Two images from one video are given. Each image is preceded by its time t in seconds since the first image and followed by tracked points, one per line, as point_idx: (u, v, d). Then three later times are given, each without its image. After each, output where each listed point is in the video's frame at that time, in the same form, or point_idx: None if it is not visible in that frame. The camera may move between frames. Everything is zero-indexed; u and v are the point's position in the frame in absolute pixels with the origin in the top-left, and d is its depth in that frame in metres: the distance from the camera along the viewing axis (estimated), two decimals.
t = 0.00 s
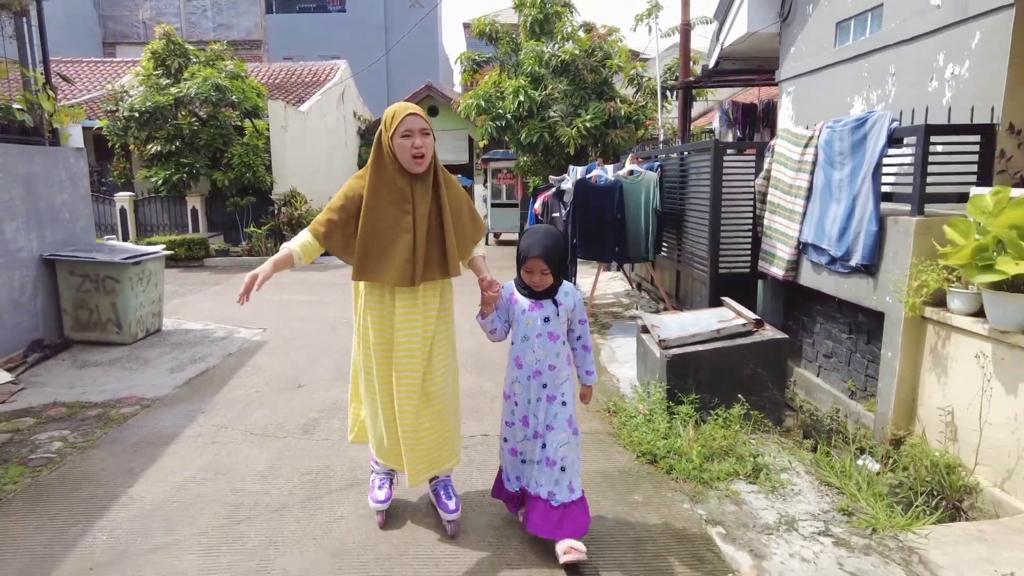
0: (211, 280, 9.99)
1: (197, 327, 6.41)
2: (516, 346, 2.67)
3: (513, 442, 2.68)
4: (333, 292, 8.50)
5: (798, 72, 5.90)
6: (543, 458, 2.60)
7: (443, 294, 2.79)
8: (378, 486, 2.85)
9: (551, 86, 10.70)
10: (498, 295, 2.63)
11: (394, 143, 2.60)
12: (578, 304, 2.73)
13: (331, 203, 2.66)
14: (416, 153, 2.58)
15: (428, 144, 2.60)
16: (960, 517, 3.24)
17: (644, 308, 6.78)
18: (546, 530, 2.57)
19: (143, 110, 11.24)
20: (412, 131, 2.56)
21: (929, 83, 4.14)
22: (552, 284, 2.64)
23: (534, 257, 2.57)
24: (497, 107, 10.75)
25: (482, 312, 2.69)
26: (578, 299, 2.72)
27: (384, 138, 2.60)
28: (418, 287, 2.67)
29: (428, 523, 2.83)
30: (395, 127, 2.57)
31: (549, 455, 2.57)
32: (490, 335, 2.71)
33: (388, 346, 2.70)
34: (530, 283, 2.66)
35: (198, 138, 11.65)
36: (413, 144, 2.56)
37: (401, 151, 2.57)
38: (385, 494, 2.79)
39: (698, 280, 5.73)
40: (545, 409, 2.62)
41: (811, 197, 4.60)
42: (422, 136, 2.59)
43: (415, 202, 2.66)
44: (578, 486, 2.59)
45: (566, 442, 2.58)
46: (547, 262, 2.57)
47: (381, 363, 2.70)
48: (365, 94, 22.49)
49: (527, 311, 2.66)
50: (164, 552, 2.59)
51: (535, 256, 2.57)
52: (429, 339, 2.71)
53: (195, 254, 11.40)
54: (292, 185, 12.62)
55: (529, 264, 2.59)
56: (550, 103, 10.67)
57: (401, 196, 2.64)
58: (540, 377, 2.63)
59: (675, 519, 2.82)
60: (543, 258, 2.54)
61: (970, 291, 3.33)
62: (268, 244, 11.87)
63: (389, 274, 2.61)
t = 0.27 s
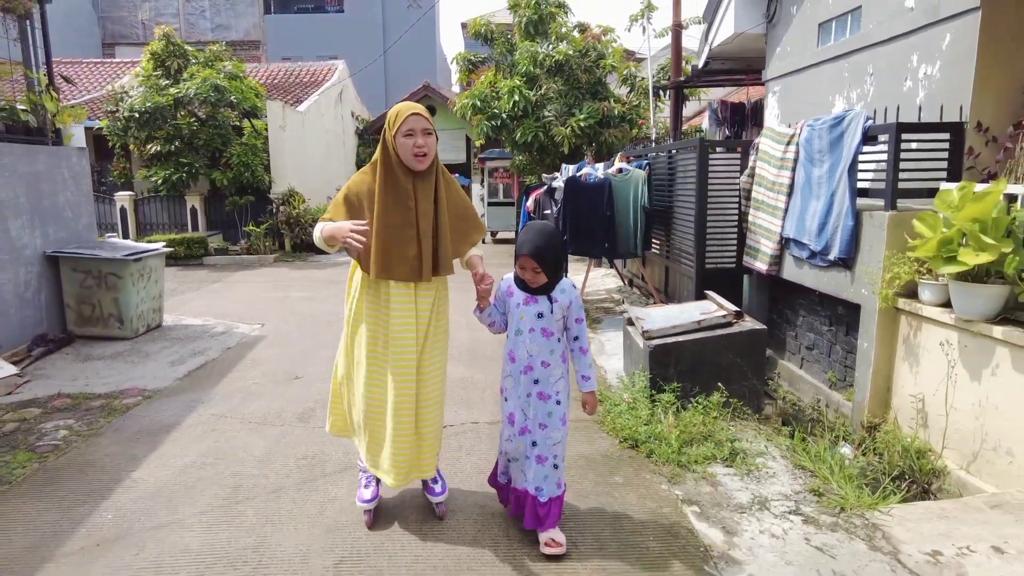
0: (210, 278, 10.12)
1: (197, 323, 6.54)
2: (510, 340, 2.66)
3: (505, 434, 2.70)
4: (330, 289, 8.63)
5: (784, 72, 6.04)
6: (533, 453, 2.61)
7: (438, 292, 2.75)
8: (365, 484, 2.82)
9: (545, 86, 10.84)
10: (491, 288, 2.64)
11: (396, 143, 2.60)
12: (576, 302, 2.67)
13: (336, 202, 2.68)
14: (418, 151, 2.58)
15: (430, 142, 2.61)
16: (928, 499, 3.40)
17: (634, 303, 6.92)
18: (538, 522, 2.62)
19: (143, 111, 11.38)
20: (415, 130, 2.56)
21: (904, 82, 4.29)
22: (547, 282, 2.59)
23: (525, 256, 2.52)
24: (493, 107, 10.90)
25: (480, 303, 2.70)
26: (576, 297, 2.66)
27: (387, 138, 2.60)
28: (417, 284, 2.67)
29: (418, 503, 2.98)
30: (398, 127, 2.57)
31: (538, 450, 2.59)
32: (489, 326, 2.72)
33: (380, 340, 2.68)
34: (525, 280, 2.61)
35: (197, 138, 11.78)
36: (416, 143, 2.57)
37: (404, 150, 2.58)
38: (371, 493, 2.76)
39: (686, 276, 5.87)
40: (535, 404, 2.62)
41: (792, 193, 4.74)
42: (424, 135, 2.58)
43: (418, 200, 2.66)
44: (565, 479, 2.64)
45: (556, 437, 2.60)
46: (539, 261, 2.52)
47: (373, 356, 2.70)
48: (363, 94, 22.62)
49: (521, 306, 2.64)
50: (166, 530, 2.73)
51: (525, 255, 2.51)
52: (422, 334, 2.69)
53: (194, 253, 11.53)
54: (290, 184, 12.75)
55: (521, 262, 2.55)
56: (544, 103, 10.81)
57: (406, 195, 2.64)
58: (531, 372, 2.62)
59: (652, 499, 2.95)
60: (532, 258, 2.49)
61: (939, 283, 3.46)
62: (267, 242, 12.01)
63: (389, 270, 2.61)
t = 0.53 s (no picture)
0: (212, 276, 10.24)
1: (199, 320, 6.67)
2: (504, 341, 2.58)
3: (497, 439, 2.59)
4: (330, 287, 8.76)
5: (775, 73, 6.16)
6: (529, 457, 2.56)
7: (425, 289, 2.75)
8: (355, 503, 2.72)
9: (543, 86, 10.93)
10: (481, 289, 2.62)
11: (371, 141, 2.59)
12: (570, 302, 2.65)
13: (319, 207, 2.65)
14: (393, 149, 2.57)
15: (404, 139, 2.60)
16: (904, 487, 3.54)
17: (628, 300, 7.05)
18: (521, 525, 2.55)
19: (145, 110, 11.51)
20: (388, 127, 2.56)
21: (887, 84, 4.41)
22: (540, 284, 2.54)
23: (518, 259, 2.46)
24: (491, 107, 11.01)
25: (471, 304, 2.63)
26: (570, 297, 2.64)
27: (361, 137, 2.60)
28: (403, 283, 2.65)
29: (414, 492, 3.11)
30: (371, 124, 2.56)
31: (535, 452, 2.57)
32: (480, 326, 2.65)
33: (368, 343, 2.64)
34: (518, 283, 2.55)
35: (198, 138, 11.88)
36: (389, 139, 2.56)
37: (378, 148, 2.57)
38: (359, 510, 2.66)
39: (678, 273, 6.00)
40: (531, 407, 2.57)
41: (780, 192, 4.85)
42: (398, 132, 2.58)
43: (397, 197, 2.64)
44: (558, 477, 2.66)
45: (551, 438, 2.59)
46: (533, 264, 2.46)
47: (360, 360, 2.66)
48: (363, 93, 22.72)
49: (517, 306, 2.57)
50: (173, 515, 2.86)
51: (519, 259, 2.45)
52: (409, 336, 2.68)
53: (196, 252, 11.63)
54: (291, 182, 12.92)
55: (514, 265, 2.49)
56: (542, 103, 10.92)
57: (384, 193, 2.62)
58: (527, 374, 2.56)
59: (638, 487, 3.09)
60: (526, 262, 2.43)
61: (918, 279, 3.57)
62: (268, 241, 12.15)
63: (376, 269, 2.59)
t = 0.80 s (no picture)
0: (212, 273, 10.35)
1: (202, 315, 6.79)
2: (498, 343, 2.62)
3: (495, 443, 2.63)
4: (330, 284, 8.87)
5: (766, 74, 6.30)
6: (526, 457, 2.60)
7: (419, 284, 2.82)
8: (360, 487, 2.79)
9: (540, 86, 11.07)
10: (474, 293, 2.69)
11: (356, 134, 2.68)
12: (561, 301, 2.66)
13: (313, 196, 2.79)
14: (375, 141, 2.66)
15: (386, 129, 2.66)
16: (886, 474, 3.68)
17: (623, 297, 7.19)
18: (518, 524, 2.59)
19: (146, 109, 11.61)
20: (370, 119, 2.62)
21: (873, 87, 4.55)
22: (526, 283, 2.57)
23: (500, 259, 2.52)
24: (489, 106, 11.13)
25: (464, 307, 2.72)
26: (560, 296, 2.65)
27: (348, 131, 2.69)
28: (393, 276, 2.72)
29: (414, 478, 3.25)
30: (354, 118, 2.65)
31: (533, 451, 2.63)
32: (474, 330, 2.74)
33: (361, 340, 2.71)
34: (506, 283, 2.60)
35: (199, 137, 11.99)
36: (372, 130, 2.63)
37: (362, 139, 2.65)
38: (365, 495, 2.76)
39: (671, 270, 6.13)
40: (526, 407, 2.60)
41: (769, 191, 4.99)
42: (380, 123, 2.64)
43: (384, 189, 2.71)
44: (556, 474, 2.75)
45: (548, 437, 2.67)
46: (514, 263, 2.50)
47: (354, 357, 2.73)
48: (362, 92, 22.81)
49: (508, 309, 2.61)
50: (185, 499, 2.99)
51: (500, 259, 2.52)
52: (401, 330, 2.76)
53: (196, 249, 11.74)
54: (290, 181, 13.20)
55: (498, 265, 2.55)
56: (539, 103, 11.05)
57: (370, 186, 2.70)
58: (521, 375, 2.59)
59: (628, 471, 3.23)
60: (506, 261, 2.48)
61: (900, 274, 3.71)
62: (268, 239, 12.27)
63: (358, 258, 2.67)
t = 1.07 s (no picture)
0: (212, 271, 10.48)
1: (206, 312, 6.92)
2: (489, 337, 2.72)
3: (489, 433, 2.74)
4: (329, 282, 9.01)
5: (757, 78, 6.48)
6: (521, 447, 2.69)
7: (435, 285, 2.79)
8: (427, 477, 2.90)
9: (536, 88, 11.24)
10: (469, 287, 2.73)
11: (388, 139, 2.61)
12: (551, 295, 2.73)
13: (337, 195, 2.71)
14: (408, 151, 2.59)
15: (420, 141, 2.59)
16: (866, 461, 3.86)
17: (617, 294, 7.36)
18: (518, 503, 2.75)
19: (147, 110, 11.75)
20: (404, 127, 2.55)
21: (857, 90, 4.73)
22: (515, 277, 2.65)
23: (489, 252, 2.60)
24: (485, 108, 11.30)
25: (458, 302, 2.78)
26: (550, 290, 2.73)
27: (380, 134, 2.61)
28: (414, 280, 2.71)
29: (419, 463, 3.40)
30: (389, 123, 2.57)
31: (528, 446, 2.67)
32: (467, 325, 2.79)
33: (373, 333, 2.70)
34: (496, 275, 2.68)
35: (198, 137, 12.12)
36: (405, 140, 2.56)
37: (394, 147, 2.58)
38: (371, 478, 2.87)
39: (663, 268, 6.32)
40: (518, 400, 2.68)
41: (758, 191, 5.16)
42: (414, 133, 2.57)
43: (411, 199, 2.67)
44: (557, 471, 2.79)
45: (542, 431, 2.69)
46: (501, 256, 2.59)
47: (364, 349, 2.71)
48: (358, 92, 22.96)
49: (499, 304, 2.70)
50: (199, 482, 3.14)
51: (489, 252, 2.59)
52: (416, 328, 2.74)
53: (196, 248, 11.86)
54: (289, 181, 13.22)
55: (487, 260, 2.62)
56: (534, 104, 11.23)
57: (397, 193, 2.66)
58: (511, 368, 2.68)
59: (622, 456, 3.40)
60: (495, 254, 2.56)
61: (881, 270, 3.88)
62: (267, 238, 12.40)
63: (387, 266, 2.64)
